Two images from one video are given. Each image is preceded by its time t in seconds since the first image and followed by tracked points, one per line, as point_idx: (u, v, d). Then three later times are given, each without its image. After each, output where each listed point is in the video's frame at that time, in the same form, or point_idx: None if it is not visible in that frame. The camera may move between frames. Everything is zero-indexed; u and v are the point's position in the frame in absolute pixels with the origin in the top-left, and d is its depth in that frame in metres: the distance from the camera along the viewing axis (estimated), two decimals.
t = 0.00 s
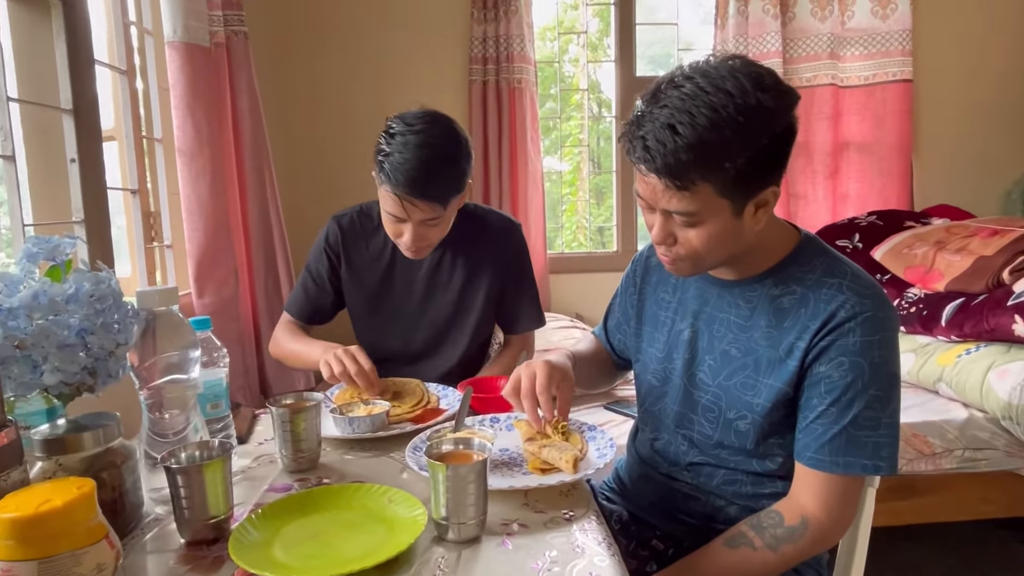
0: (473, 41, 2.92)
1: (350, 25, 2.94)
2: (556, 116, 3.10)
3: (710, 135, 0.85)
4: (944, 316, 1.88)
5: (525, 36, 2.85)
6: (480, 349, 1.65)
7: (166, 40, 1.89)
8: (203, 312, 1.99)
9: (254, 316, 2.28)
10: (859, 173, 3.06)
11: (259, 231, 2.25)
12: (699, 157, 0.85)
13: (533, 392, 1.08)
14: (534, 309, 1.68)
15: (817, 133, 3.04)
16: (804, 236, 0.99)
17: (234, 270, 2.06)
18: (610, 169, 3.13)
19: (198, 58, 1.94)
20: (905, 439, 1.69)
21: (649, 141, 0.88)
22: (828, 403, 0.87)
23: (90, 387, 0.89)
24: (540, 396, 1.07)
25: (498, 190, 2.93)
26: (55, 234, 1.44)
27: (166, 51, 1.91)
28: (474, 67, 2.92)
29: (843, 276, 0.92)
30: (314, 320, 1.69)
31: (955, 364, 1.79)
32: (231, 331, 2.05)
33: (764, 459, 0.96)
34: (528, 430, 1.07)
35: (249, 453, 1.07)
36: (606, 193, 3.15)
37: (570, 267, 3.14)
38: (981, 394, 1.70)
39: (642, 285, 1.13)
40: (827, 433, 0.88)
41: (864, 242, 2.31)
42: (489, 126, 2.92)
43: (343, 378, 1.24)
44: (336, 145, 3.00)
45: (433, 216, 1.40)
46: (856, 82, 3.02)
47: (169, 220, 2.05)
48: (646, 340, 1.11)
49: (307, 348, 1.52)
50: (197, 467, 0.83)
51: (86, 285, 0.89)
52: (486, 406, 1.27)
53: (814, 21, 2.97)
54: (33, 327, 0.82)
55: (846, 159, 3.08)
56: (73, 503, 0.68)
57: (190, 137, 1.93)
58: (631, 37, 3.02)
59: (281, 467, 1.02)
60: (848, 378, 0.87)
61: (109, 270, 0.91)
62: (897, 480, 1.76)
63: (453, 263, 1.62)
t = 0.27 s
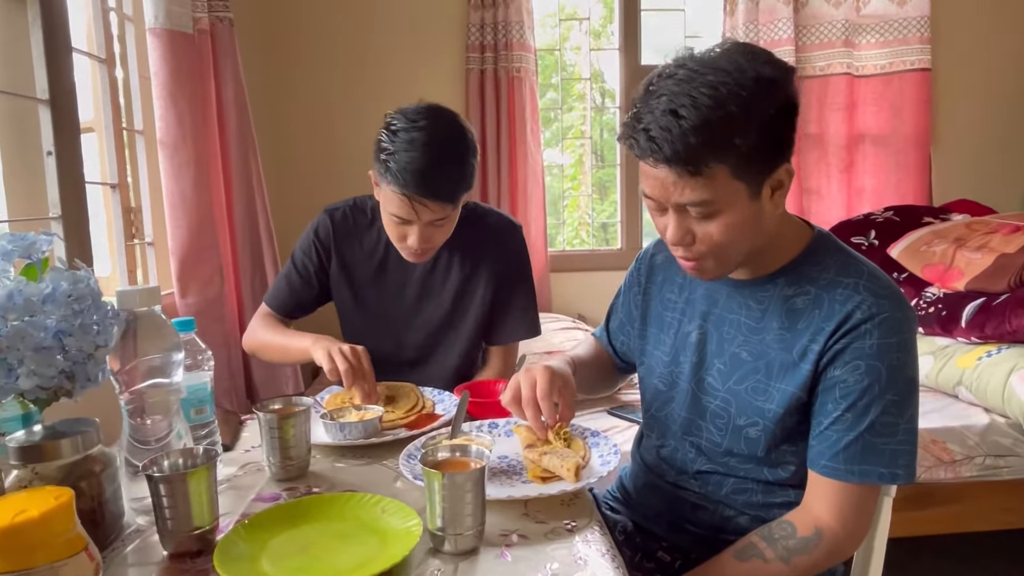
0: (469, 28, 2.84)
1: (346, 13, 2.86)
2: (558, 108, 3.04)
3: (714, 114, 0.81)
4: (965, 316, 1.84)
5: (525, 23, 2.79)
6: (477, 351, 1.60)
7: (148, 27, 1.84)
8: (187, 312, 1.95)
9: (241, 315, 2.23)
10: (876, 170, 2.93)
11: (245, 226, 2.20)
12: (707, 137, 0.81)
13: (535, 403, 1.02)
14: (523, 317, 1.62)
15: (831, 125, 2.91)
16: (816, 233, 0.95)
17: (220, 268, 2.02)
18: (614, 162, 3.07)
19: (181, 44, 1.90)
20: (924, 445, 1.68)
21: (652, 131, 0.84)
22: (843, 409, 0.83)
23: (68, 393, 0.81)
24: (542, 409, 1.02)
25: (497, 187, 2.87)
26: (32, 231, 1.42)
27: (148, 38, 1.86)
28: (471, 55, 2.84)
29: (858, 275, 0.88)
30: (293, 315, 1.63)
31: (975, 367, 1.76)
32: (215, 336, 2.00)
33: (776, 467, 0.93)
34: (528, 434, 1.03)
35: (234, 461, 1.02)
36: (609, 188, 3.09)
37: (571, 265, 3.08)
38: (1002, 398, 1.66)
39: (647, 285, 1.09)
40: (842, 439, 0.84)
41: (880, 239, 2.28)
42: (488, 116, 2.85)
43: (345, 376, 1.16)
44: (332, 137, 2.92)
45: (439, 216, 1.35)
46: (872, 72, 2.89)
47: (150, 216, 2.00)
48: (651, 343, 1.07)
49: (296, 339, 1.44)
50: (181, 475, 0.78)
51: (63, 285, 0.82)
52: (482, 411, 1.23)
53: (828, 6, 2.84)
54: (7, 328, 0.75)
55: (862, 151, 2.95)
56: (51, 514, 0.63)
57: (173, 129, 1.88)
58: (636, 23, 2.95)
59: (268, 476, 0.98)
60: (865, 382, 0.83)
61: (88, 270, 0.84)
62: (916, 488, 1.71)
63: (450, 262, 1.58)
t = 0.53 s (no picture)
0: (468, 24, 2.83)
1: (345, 9, 2.85)
2: (557, 104, 3.03)
3: (712, 122, 0.80)
4: (967, 315, 1.83)
5: (524, 19, 2.78)
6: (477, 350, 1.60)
7: (144, 23, 1.84)
8: (184, 311, 1.94)
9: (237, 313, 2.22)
10: (877, 167, 2.93)
11: (242, 224, 2.18)
12: (700, 144, 0.80)
13: (526, 390, 1.02)
14: (522, 320, 1.60)
15: (833, 122, 2.91)
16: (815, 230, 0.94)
17: (216, 267, 2.01)
18: (614, 159, 3.06)
19: (178, 41, 1.89)
20: (926, 444, 1.68)
21: (648, 128, 0.83)
22: (842, 407, 0.83)
23: (63, 392, 0.80)
24: (535, 394, 1.02)
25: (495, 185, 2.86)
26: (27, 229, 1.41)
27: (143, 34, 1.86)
28: (470, 51, 2.83)
29: (857, 272, 0.87)
30: (290, 310, 1.61)
31: (977, 365, 1.75)
32: (211, 334, 1.99)
33: (776, 466, 0.92)
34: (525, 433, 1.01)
35: (231, 461, 1.02)
36: (609, 185, 3.08)
37: (570, 263, 3.08)
38: (1005, 396, 1.66)
39: (645, 283, 1.08)
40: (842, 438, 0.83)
41: (882, 237, 2.28)
42: (487, 112, 2.84)
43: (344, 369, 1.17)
44: (331, 134, 2.91)
45: (450, 225, 1.35)
46: (873, 68, 2.88)
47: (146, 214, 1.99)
48: (650, 342, 1.06)
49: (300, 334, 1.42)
50: (177, 475, 0.77)
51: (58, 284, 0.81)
52: (480, 410, 1.22)
53: (829, 3, 2.83)
54: None
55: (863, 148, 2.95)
56: (46, 513, 0.62)
57: (169, 126, 1.87)
58: (636, 20, 2.94)
59: (265, 475, 0.97)
60: (864, 380, 0.82)
61: (83, 267, 0.83)
62: (917, 488, 1.70)
63: (452, 262, 1.57)
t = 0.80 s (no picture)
0: (466, 23, 2.82)
1: (343, 9, 2.84)
2: (555, 103, 3.03)
3: (703, 120, 0.79)
4: (966, 314, 1.83)
5: (522, 18, 2.78)
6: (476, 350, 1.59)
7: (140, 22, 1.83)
8: (181, 311, 1.93)
9: (235, 313, 2.21)
10: (875, 166, 2.94)
11: (239, 223, 2.18)
12: (692, 143, 0.80)
13: (501, 379, 1.07)
14: (526, 321, 1.59)
15: (831, 120, 2.91)
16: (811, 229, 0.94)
17: (213, 267, 2.00)
18: (612, 159, 3.06)
19: (174, 41, 1.89)
20: (925, 443, 1.67)
21: (640, 127, 0.83)
22: (840, 407, 0.83)
23: (57, 394, 0.80)
24: (509, 381, 1.06)
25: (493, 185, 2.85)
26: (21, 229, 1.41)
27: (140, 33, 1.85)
28: (469, 50, 2.82)
29: (854, 271, 0.87)
30: (296, 314, 1.57)
31: (976, 364, 1.75)
32: (210, 333, 1.99)
33: (774, 467, 0.92)
34: (523, 434, 1.03)
35: (227, 462, 1.01)
36: (607, 185, 3.08)
37: (568, 263, 3.07)
38: (1004, 395, 1.66)
39: (642, 283, 1.08)
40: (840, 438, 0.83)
41: (880, 236, 2.28)
42: (485, 112, 2.83)
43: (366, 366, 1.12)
44: (329, 133, 2.91)
45: (458, 232, 1.34)
46: (872, 66, 2.89)
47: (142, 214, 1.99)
48: (647, 342, 1.06)
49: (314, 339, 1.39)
50: (173, 476, 0.76)
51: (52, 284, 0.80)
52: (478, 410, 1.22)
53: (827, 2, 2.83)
54: None
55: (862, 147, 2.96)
56: (41, 516, 0.62)
57: (166, 126, 1.87)
58: (635, 18, 2.93)
59: (261, 477, 0.97)
60: (862, 380, 0.82)
61: (78, 268, 0.82)
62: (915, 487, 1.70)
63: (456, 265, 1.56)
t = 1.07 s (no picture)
0: (467, 22, 2.82)
1: (343, 8, 2.84)
2: (556, 102, 3.02)
3: (698, 123, 0.79)
4: (967, 312, 1.83)
5: (522, 16, 2.77)
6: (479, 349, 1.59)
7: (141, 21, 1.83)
8: (183, 310, 1.93)
9: (236, 312, 2.21)
10: (877, 164, 2.93)
11: (241, 222, 2.18)
12: (685, 146, 0.80)
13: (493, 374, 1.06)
14: (530, 321, 1.59)
15: (833, 118, 2.90)
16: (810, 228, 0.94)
17: (215, 265, 2.00)
18: (613, 157, 3.06)
19: (175, 40, 1.89)
20: (926, 442, 1.68)
21: (637, 125, 0.83)
22: (839, 405, 0.83)
23: (60, 393, 0.80)
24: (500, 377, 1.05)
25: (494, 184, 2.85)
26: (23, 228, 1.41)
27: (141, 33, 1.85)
28: (470, 49, 2.82)
29: (852, 270, 0.87)
30: (304, 310, 1.55)
31: (978, 362, 1.75)
32: (212, 331, 1.99)
33: (775, 466, 0.93)
34: (525, 432, 1.03)
35: (229, 460, 1.01)
36: (608, 183, 3.08)
37: (569, 261, 3.07)
38: (1006, 393, 1.66)
39: (642, 282, 1.08)
40: (840, 436, 0.83)
41: (882, 234, 2.28)
42: (486, 111, 2.83)
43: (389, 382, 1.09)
44: (333, 135, 2.91)
45: (467, 235, 1.34)
46: (874, 64, 2.89)
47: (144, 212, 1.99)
48: (646, 342, 1.06)
49: (326, 350, 1.36)
50: (176, 475, 0.76)
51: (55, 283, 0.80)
52: (480, 409, 1.22)
53: None
54: None
55: (863, 145, 2.96)
56: (44, 515, 0.62)
57: (167, 125, 1.87)
58: (635, 17, 2.93)
59: (264, 475, 0.97)
60: (861, 378, 0.82)
61: (80, 267, 0.82)
62: (917, 485, 1.70)
63: (463, 267, 1.57)
